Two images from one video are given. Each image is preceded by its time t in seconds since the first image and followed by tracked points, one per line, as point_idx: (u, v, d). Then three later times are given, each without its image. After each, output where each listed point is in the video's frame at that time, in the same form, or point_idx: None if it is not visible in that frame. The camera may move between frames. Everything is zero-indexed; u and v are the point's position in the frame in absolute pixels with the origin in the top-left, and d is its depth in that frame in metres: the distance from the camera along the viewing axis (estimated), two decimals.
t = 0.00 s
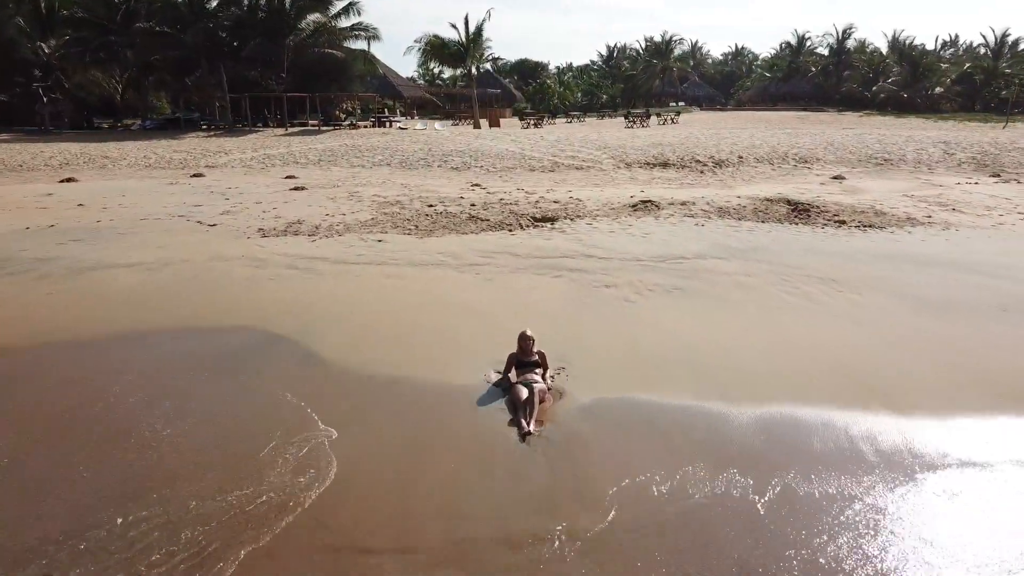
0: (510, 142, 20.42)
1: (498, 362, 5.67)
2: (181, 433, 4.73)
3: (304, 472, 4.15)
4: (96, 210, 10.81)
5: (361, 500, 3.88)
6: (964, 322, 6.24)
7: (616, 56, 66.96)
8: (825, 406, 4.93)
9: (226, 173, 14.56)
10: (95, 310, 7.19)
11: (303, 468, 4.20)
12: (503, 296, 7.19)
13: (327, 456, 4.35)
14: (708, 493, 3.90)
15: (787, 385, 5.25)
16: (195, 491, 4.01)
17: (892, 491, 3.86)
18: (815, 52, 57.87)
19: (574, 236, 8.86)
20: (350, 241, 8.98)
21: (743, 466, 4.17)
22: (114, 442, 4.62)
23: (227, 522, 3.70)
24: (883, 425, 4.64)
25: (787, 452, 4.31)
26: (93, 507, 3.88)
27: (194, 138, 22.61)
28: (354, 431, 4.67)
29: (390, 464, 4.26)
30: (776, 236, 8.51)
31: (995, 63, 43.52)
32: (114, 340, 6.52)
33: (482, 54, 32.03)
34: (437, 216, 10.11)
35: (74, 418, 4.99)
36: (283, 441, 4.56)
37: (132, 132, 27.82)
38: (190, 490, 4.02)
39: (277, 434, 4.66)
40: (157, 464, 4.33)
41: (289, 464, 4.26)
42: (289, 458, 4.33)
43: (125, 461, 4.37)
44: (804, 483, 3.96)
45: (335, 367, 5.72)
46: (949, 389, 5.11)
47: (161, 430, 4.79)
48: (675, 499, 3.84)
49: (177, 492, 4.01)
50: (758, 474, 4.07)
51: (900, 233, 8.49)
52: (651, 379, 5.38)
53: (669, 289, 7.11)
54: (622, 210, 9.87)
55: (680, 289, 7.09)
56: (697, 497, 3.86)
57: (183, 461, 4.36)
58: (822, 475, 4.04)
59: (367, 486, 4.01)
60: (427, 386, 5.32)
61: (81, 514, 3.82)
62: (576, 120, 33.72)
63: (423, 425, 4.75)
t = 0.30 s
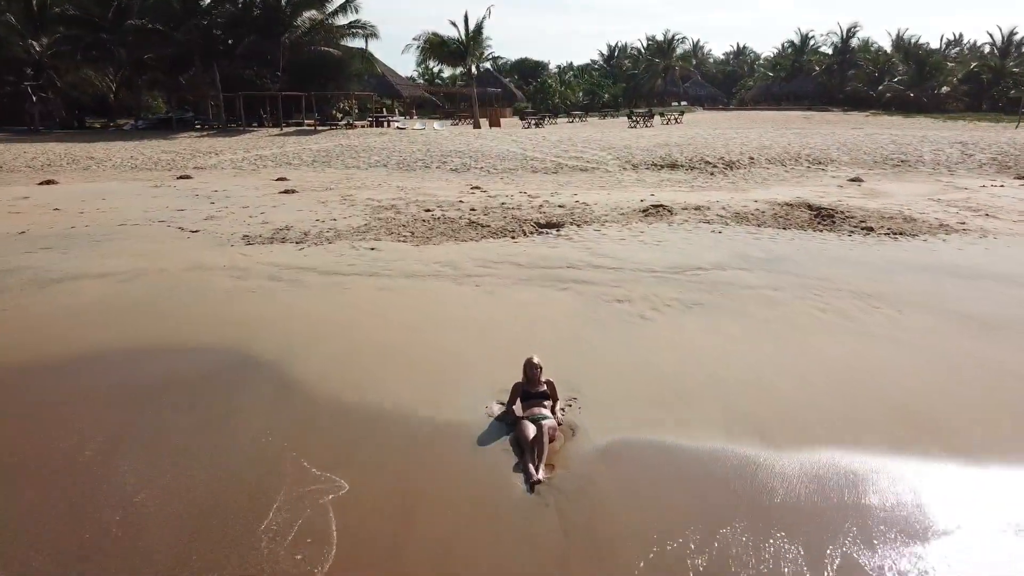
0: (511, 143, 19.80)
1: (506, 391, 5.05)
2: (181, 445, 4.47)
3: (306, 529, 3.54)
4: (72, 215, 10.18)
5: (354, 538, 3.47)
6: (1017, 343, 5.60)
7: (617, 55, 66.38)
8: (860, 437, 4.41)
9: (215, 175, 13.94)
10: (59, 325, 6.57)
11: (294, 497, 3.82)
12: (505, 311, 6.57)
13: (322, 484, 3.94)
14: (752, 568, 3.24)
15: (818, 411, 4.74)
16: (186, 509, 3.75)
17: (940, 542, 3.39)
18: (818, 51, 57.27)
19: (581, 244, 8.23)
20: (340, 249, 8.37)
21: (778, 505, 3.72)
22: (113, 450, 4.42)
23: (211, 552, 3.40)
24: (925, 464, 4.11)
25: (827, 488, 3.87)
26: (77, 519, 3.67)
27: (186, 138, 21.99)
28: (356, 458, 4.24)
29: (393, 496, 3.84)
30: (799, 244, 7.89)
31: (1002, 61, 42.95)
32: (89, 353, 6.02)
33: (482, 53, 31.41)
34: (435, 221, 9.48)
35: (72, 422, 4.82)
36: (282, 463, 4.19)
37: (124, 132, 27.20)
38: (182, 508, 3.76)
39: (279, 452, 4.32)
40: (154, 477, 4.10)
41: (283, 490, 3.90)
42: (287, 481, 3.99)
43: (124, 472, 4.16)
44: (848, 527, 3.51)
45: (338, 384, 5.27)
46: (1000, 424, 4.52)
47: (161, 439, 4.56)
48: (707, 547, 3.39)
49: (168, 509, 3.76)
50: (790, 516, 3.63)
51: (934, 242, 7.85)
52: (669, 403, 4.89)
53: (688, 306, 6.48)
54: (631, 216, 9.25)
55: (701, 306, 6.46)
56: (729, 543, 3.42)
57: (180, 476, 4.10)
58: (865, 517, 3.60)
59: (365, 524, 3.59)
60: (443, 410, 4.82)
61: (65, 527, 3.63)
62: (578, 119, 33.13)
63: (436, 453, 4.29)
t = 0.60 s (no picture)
0: (513, 143, 19.18)
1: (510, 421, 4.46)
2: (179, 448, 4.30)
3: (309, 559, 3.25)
4: (45, 219, 9.56)
5: (358, 537, 3.41)
6: None
7: (618, 55, 65.74)
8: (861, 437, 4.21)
9: (202, 178, 13.32)
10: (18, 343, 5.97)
11: (295, 497, 3.75)
12: (508, 329, 5.95)
13: (324, 484, 3.87)
14: None
15: (822, 412, 4.51)
16: (187, 506, 3.68)
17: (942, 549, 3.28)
18: (823, 50, 56.59)
19: (589, 253, 7.60)
20: (329, 258, 7.74)
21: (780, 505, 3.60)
22: (111, 445, 4.33)
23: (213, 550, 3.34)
24: (932, 466, 3.91)
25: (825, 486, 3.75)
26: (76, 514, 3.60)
27: (178, 138, 21.39)
28: (356, 455, 4.16)
29: (396, 493, 3.77)
30: (827, 253, 7.26)
31: (1010, 60, 42.30)
32: (59, 364, 5.61)
33: (483, 51, 30.76)
34: (432, 227, 8.85)
35: (69, 417, 4.73)
36: (282, 461, 4.12)
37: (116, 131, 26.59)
38: (183, 503, 3.70)
39: (280, 460, 4.13)
40: (154, 471, 4.02)
41: (286, 489, 3.83)
42: (289, 479, 3.92)
43: (123, 466, 4.09)
44: (851, 529, 3.42)
45: (334, 380, 5.14)
46: None
47: (159, 443, 4.38)
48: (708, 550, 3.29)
49: (168, 505, 3.69)
50: (806, 531, 3.41)
51: (973, 251, 7.21)
52: (677, 411, 4.55)
53: (711, 325, 5.84)
54: (642, 221, 8.62)
55: (725, 325, 5.83)
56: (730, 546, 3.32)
57: (183, 472, 4.01)
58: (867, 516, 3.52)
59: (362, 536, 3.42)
60: (443, 405, 4.72)
61: (63, 521, 3.55)
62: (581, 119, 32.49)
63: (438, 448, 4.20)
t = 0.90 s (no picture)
0: (514, 143, 18.55)
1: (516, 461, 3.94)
2: (192, 444, 4.27)
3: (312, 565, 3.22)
4: (13, 226, 8.94)
5: (371, 546, 3.33)
6: None
7: (620, 54, 65.19)
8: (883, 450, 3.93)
9: (188, 180, 12.68)
10: None
11: (305, 503, 3.66)
12: (512, 352, 5.32)
13: (335, 490, 3.77)
14: None
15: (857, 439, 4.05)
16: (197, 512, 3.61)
17: None
18: (827, 49, 56.01)
19: (600, 265, 6.97)
20: (315, 270, 7.11)
21: (792, 513, 3.44)
22: (118, 446, 4.24)
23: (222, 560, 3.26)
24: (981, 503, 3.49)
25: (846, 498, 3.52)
26: (83, 520, 3.54)
27: (169, 138, 20.77)
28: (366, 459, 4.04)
29: (409, 499, 3.66)
30: (861, 267, 6.62)
31: (1019, 59, 41.62)
32: (12, 384, 5.07)
33: (483, 49, 30.12)
34: (429, 235, 8.23)
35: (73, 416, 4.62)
36: (292, 464, 4.02)
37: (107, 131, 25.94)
38: (193, 510, 3.62)
39: (293, 459, 4.08)
40: (162, 475, 3.94)
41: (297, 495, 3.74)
42: (300, 484, 3.84)
43: (130, 468, 4.01)
44: (873, 546, 3.19)
45: (336, 384, 4.95)
46: None
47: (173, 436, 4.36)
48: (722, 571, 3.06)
49: (177, 510, 3.61)
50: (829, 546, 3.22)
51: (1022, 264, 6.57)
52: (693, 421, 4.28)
53: (740, 350, 5.20)
54: (655, 229, 7.99)
55: (756, 350, 5.18)
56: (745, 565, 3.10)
57: (193, 470, 3.98)
58: (889, 530, 3.29)
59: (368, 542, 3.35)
60: (454, 408, 4.56)
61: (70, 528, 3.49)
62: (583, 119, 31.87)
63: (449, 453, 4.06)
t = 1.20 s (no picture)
0: (515, 144, 17.90)
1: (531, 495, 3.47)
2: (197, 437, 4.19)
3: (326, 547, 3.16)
4: None
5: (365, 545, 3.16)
6: None
7: (621, 52, 64.53)
8: (888, 451, 3.79)
9: (172, 183, 12.03)
10: None
11: (299, 499, 3.52)
12: (517, 379, 4.71)
13: (332, 488, 3.60)
14: None
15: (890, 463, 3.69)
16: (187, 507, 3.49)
17: None
18: (831, 48, 55.38)
19: (613, 279, 6.31)
20: (298, 285, 6.47)
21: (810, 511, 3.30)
22: (122, 442, 4.14)
23: (208, 557, 3.15)
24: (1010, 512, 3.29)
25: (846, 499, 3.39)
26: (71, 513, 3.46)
27: (158, 138, 20.12)
28: (367, 457, 3.87)
29: (409, 500, 3.48)
30: (903, 283, 5.98)
31: None
32: None
33: (483, 47, 29.47)
34: (425, 244, 7.59)
35: (68, 414, 4.48)
36: (292, 460, 3.87)
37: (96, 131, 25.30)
38: (183, 504, 3.51)
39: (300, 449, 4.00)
40: (157, 469, 3.84)
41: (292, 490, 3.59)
42: (297, 479, 3.69)
43: (126, 461, 3.94)
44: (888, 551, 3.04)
45: (340, 385, 4.75)
46: None
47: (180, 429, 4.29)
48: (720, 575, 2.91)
49: (168, 505, 3.51)
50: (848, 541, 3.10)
51: None
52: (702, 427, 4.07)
53: (776, 382, 4.56)
54: (670, 239, 7.35)
55: (795, 382, 4.55)
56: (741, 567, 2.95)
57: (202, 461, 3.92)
58: (892, 531, 3.16)
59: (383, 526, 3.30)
60: (467, 411, 4.34)
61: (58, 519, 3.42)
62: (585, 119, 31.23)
63: (456, 454, 3.87)
